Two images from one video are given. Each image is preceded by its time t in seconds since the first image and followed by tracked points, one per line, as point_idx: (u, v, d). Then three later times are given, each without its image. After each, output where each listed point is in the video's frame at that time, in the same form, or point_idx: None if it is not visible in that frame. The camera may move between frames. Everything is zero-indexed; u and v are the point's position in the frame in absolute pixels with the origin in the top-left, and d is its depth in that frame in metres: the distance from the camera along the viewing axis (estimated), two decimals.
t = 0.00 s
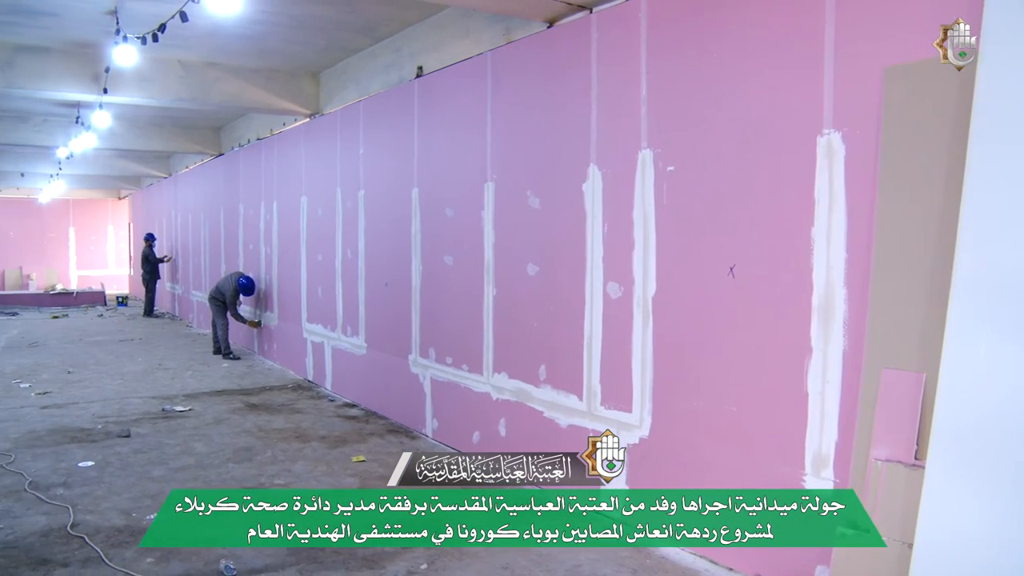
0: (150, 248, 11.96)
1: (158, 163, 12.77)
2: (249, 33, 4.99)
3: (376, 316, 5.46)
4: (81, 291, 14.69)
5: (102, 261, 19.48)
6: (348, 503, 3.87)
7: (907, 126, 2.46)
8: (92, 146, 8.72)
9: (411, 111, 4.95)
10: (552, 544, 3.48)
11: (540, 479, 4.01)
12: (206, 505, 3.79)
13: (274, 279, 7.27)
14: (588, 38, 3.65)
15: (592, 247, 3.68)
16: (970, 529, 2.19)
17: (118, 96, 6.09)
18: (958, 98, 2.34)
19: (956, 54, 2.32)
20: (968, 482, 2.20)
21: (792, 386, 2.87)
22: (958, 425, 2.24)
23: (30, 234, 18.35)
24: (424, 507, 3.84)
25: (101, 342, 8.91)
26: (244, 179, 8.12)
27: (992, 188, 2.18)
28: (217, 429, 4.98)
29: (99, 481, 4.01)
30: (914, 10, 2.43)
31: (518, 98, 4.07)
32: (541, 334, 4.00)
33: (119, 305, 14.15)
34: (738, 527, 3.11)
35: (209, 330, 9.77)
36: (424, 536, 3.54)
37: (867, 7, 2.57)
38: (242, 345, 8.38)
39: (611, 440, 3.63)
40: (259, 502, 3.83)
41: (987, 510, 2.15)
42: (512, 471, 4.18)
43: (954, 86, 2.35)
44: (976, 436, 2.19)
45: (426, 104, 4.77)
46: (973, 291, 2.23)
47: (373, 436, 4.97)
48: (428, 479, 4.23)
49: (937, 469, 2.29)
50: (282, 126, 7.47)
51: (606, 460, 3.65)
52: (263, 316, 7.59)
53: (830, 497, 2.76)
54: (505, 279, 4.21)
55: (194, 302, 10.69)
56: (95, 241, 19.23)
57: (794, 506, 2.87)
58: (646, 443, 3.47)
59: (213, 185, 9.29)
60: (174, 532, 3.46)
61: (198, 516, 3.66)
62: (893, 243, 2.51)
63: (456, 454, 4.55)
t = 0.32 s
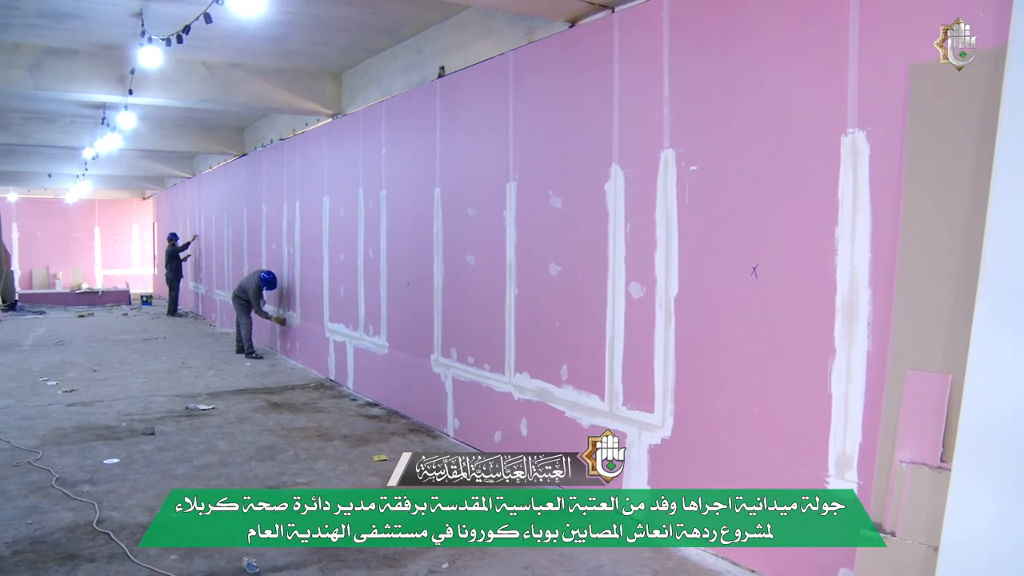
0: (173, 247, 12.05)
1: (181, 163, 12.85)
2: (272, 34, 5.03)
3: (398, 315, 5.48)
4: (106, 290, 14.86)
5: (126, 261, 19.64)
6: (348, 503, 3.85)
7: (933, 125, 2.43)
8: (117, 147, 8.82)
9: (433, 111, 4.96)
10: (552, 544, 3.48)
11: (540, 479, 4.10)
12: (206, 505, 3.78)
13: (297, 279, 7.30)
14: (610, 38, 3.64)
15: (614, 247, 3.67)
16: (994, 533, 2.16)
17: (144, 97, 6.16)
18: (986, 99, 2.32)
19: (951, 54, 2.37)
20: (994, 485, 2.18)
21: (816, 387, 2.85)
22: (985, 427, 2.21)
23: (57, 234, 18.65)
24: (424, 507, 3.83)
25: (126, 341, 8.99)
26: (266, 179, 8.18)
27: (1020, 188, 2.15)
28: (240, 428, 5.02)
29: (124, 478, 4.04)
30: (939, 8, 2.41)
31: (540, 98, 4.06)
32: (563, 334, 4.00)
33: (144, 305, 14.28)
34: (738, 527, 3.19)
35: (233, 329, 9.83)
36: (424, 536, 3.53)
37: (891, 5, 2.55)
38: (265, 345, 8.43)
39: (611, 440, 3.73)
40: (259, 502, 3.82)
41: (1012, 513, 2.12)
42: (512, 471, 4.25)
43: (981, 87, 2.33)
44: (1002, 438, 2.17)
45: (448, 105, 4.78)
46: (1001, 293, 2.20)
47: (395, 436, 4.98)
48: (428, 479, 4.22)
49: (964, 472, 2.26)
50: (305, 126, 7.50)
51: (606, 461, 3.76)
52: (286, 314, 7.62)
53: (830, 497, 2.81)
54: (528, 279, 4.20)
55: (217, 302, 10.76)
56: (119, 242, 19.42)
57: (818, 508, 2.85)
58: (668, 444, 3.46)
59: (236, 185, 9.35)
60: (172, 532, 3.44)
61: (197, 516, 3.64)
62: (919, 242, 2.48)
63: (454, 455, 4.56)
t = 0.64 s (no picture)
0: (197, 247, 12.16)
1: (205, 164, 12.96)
2: (296, 35, 5.06)
3: (420, 315, 5.49)
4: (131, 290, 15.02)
5: (150, 259, 19.80)
6: (348, 503, 3.84)
7: (961, 124, 2.40)
8: (143, 147, 8.91)
9: (456, 111, 4.97)
10: (551, 544, 3.47)
11: (541, 478, 4.19)
12: (206, 505, 3.76)
13: (320, 279, 7.34)
14: (633, 37, 3.63)
15: (637, 247, 3.66)
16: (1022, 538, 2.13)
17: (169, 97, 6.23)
18: (1015, 97, 2.27)
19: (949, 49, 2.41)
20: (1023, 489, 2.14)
21: (841, 388, 2.82)
22: (1015, 430, 2.18)
23: (84, 233, 18.92)
24: (424, 507, 3.83)
25: (150, 339, 9.08)
26: (290, 179, 8.24)
27: None
28: (263, 426, 5.05)
29: (149, 475, 4.08)
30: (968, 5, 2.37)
31: (564, 97, 4.05)
32: (586, 334, 3.99)
33: (169, 304, 14.44)
34: (738, 527, 3.26)
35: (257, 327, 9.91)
36: (424, 536, 3.52)
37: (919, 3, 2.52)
38: (288, 343, 8.49)
39: (611, 441, 3.86)
40: (259, 503, 3.81)
41: None
42: (512, 471, 4.31)
43: (1010, 84, 2.28)
44: None
45: (471, 104, 4.79)
46: None
47: (417, 435, 4.99)
48: (428, 479, 4.22)
49: (992, 476, 2.22)
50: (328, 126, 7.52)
51: (606, 460, 3.89)
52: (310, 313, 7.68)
53: (830, 497, 2.87)
54: (551, 279, 4.19)
55: (240, 301, 10.84)
56: (144, 241, 19.63)
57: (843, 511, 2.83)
58: (692, 445, 3.44)
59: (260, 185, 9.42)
60: (171, 532, 3.42)
61: (196, 517, 3.62)
62: (948, 241, 2.45)
63: (453, 455, 4.58)
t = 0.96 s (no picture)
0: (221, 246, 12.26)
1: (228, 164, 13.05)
2: (320, 36, 5.10)
3: (442, 315, 5.50)
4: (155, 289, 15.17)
5: (175, 258, 19.97)
6: (348, 503, 3.82)
7: (987, 123, 2.36)
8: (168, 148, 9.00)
9: (478, 111, 4.97)
10: (552, 544, 3.47)
11: (541, 478, 4.24)
12: (206, 505, 3.74)
13: (342, 279, 7.38)
14: (656, 37, 3.62)
15: (659, 246, 3.64)
16: None
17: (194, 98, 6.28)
18: None
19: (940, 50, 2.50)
20: None
21: (865, 389, 2.80)
22: None
23: (110, 234, 19.16)
24: (424, 507, 3.82)
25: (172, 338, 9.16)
26: (312, 180, 8.29)
27: None
28: (285, 425, 5.08)
29: (173, 472, 4.12)
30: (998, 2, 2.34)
31: (586, 97, 4.05)
32: (608, 335, 3.98)
33: (192, 303, 14.58)
34: (738, 527, 3.34)
35: (279, 327, 9.97)
36: (424, 536, 3.51)
37: None
38: (310, 343, 8.55)
39: (611, 441, 3.98)
40: (259, 502, 3.79)
41: None
42: (512, 471, 4.34)
43: None
44: None
45: (493, 104, 4.79)
46: None
47: (439, 434, 5.00)
48: (428, 479, 4.20)
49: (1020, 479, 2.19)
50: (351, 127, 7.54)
51: (606, 460, 4.01)
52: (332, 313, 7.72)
53: (830, 497, 2.93)
54: (574, 279, 4.19)
55: (263, 300, 10.91)
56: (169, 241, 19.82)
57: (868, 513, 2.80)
58: (714, 445, 3.43)
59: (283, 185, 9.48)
60: (170, 532, 3.41)
61: (197, 516, 3.60)
62: (974, 241, 2.42)
63: (453, 455, 4.58)
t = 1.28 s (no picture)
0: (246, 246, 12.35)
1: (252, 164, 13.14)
2: (344, 36, 5.12)
3: (465, 315, 5.51)
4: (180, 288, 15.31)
5: (200, 257, 20.13)
6: (348, 503, 3.80)
7: (1016, 121, 2.33)
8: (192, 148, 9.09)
9: (501, 111, 4.98)
10: (552, 544, 3.46)
11: (541, 478, 4.25)
12: (206, 505, 3.72)
13: (365, 278, 7.41)
14: (679, 36, 3.60)
15: (683, 246, 3.63)
16: None
17: (218, 99, 6.32)
18: None
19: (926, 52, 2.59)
20: None
21: (891, 390, 2.77)
22: None
23: (135, 233, 19.37)
24: (424, 507, 3.81)
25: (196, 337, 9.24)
26: (335, 180, 8.33)
27: None
28: (308, 423, 5.11)
29: (197, 470, 4.15)
30: None
31: (609, 97, 4.04)
32: (631, 335, 3.97)
33: (216, 302, 14.70)
34: (738, 527, 3.41)
35: (303, 326, 10.04)
36: (424, 536, 3.49)
37: None
38: (332, 342, 8.60)
39: (612, 441, 4.12)
40: (259, 503, 3.78)
41: None
42: (512, 471, 4.34)
43: None
44: None
45: (516, 104, 4.79)
46: None
47: (461, 434, 5.01)
48: (428, 479, 4.19)
49: None
50: (373, 126, 7.56)
51: (606, 460, 4.15)
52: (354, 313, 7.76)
53: (830, 497, 3.01)
54: (597, 279, 4.18)
55: (286, 299, 10.98)
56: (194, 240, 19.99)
57: (895, 515, 2.77)
58: (738, 446, 3.41)
59: (306, 184, 9.54)
60: (175, 531, 3.40)
61: (196, 516, 3.58)
62: (1001, 241, 2.38)
63: (452, 455, 4.57)
